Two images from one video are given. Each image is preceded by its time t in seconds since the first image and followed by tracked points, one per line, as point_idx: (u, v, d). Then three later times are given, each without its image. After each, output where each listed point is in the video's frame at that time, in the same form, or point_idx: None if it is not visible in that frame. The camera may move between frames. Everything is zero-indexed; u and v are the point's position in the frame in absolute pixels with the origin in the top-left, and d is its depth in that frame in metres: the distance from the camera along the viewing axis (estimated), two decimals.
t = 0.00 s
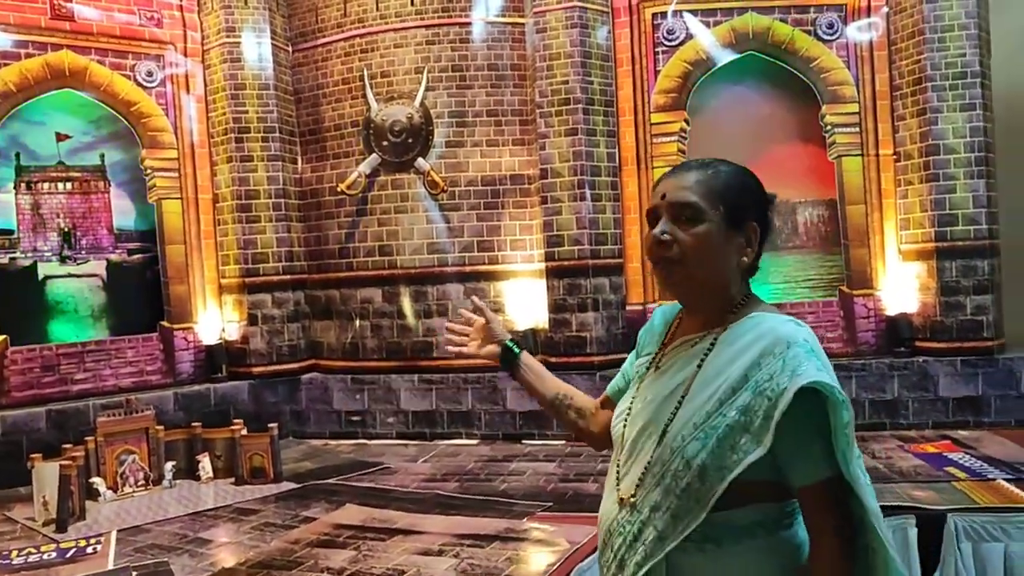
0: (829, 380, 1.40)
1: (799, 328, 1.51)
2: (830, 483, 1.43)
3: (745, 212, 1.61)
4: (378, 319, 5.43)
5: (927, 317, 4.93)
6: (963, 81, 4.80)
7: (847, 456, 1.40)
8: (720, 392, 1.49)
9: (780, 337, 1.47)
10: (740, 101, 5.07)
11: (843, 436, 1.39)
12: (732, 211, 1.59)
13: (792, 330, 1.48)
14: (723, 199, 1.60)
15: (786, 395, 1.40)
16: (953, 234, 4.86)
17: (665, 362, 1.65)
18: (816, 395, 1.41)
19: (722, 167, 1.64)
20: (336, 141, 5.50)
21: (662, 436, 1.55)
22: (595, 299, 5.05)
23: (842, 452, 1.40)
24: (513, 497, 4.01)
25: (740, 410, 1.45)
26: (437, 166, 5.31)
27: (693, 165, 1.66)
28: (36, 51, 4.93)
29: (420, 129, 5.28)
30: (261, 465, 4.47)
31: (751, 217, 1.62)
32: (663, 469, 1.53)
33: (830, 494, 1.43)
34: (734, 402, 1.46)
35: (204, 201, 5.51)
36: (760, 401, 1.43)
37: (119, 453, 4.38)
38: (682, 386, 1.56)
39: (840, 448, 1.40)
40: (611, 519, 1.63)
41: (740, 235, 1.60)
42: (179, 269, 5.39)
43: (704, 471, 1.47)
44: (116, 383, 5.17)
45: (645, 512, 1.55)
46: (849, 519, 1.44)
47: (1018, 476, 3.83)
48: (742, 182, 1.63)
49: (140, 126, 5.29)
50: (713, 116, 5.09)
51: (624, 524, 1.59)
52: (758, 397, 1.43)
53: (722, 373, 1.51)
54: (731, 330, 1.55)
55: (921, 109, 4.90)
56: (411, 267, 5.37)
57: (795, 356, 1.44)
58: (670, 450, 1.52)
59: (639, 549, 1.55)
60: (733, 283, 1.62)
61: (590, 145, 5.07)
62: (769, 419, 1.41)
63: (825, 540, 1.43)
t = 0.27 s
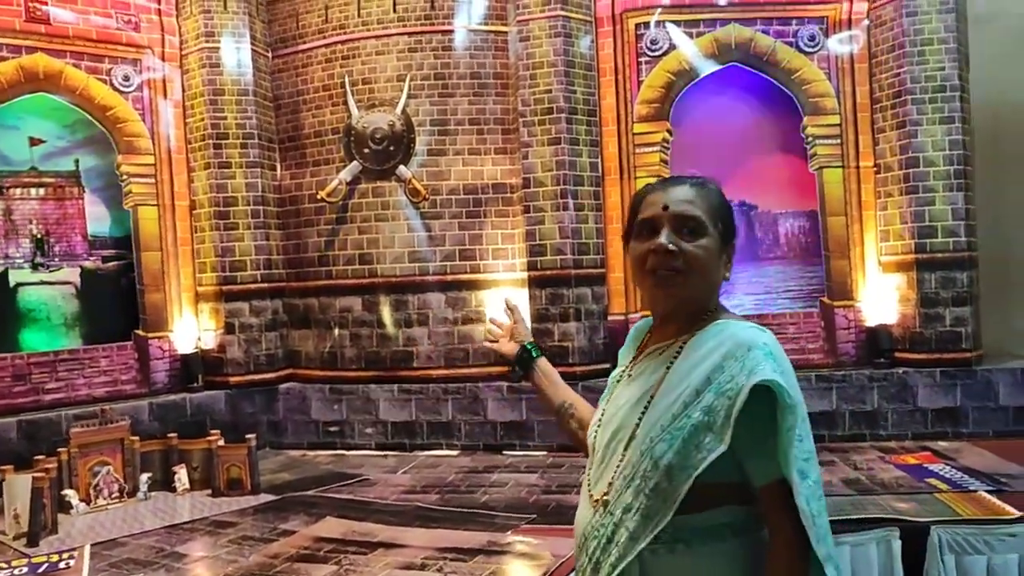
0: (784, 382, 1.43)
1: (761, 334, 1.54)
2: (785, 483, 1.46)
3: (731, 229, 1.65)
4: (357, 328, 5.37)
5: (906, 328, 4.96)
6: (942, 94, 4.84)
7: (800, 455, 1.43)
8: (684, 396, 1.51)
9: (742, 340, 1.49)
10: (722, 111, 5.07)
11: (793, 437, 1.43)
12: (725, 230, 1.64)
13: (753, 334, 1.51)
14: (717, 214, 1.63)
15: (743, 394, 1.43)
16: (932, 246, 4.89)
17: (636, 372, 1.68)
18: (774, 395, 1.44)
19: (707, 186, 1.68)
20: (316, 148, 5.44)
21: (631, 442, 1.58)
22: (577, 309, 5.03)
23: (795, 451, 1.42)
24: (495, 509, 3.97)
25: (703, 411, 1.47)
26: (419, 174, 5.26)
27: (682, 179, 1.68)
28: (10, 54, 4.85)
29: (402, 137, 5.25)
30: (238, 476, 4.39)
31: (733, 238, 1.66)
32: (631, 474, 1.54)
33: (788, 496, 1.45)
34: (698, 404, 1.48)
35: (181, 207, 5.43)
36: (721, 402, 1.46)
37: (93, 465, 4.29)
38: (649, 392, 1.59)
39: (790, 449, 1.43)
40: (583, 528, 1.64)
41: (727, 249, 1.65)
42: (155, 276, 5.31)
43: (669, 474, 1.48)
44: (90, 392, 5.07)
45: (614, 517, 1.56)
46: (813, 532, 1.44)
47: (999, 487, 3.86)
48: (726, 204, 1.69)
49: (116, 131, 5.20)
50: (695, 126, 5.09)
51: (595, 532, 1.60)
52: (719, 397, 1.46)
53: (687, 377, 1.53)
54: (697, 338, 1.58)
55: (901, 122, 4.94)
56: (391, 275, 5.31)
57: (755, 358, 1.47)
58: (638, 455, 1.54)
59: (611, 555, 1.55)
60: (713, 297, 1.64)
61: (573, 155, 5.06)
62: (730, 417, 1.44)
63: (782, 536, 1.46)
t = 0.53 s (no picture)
0: (769, 382, 1.33)
1: (739, 337, 1.45)
2: (775, 488, 1.35)
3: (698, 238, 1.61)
4: (337, 338, 5.33)
5: (885, 340, 5.00)
6: (920, 109, 4.90)
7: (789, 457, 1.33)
8: (668, 403, 1.40)
9: (721, 344, 1.40)
10: (704, 124, 5.09)
11: (780, 438, 1.32)
12: (693, 239, 1.58)
13: (731, 337, 1.42)
14: (686, 221, 1.59)
15: (729, 397, 1.32)
16: (910, 259, 4.93)
17: (615, 384, 1.58)
18: (759, 396, 1.34)
19: (673, 196, 1.64)
20: (297, 156, 5.40)
21: (616, 455, 1.47)
22: (558, 319, 5.02)
23: (783, 454, 1.32)
24: (477, 521, 3.94)
25: (689, 417, 1.36)
26: (401, 183, 5.24)
27: (648, 190, 1.63)
28: None
29: (383, 146, 5.22)
30: (216, 488, 4.32)
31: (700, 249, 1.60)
32: (618, 489, 1.43)
33: (781, 501, 1.35)
34: (683, 411, 1.38)
35: (159, 214, 5.37)
36: (707, 407, 1.35)
37: (67, 476, 4.21)
38: (631, 402, 1.49)
39: (779, 451, 1.33)
40: (571, 549, 1.53)
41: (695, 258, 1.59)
42: (131, 285, 5.22)
43: (658, 487, 1.37)
44: (63, 403, 4.98)
45: (604, 537, 1.44)
46: (798, 528, 1.35)
47: (977, 499, 3.90)
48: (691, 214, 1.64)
49: (93, 136, 5.13)
50: (676, 138, 5.11)
51: (584, 554, 1.48)
52: (702, 401, 1.35)
53: (669, 384, 1.43)
54: (674, 343, 1.49)
55: (880, 136, 5.00)
56: (372, 285, 5.28)
57: (737, 360, 1.37)
58: (624, 468, 1.43)
59: None
60: (680, 307, 1.57)
61: (556, 165, 5.05)
62: (717, 423, 1.33)
63: (773, 542, 1.35)
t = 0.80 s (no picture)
0: (761, 398, 1.35)
1: (731, 351, 1.47)
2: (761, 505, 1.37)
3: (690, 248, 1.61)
4: (318, 347, 5.29)
5: (866, 352, 5.03)
6: (902, 123, 4.94)
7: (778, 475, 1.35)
8: (658, 415, 1.42)
9: (714, 357, 1.42)
10: (687, 135, 5.13)
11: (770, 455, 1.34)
12: (684, 249, 1.59)
13: (723, 352, 1.44)
14: (677, 232, 1.59)
15: (721, 411, 1.34)
16: (891, 272, 4.97)
17: (602, 395, 1.60)
18: (751, 412, 1.36)
19: (664, 206, 1.63)
20: (279, 164, 5.36)
21: (601, 467, 1.47)
22: (542, 330, 5.01)
23: (772, 471, 1.35)
24: (461, 533, 3.91)
25: (678, 430, 1.38)
26: (384, 192, 5.22)
27: (640, 199, 1.63)
28: None
29: (367, 154, 5.20)
30: (196, 499, 4.27)
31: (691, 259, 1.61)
32: (602, 501, 1.44)
33: (768, 517, 1.37)
34: (672, 424, 1.39)
35: (139, 222, 5.29)
36: (697, 420, 1.37)
37: (43, 487, 4.13)
38: (619, 414, 1.50)
39: (769, 468, 1.35)
40: (552, 560, 1.52)
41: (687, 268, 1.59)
42: (110, 292, 5.16)
43: (644, 499, 1.38)
44: (38, 412, 4.91)
45: (586, 549, 1.44)
46: (786, 543, 1.37)
47: (960, 511, 3.92)
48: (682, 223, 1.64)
49: (73, 143, 5.08)
50: (660, 150, 5.14)
51: (565, 565, 1.48)
52: (693, 416, 1.37)
53: (659, 397, 1.45)
54: (665, 356, 1.51)
55: (862, 150, 5.03)
56: (354, 294, 5.24)
57: (730, 374, 1.39)
58: (610, 479, 1.43)
59: None
60: (673, 316, 1.58)
61: (540, 176, 5.05)
62: (707, 436, 1.35)
63: (761, 558, 1.37)
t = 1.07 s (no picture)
0: (759, 412, 1.35)
1: (727, 365, 1.47)
2: (758, 521, 1.37)
3: (687, 260, 1.61)
4: (303, 357, 5.26)
5: (850, 365, 5.06)
6: (886, 138, 4.99)
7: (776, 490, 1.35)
8: (654, 428, 1.42)
9: (711, 370, 1.42)
10: (674, 148, 5.15)
11: (769, 469, 1.34)
12: (682, 261, 1.59)
13: (720, 366, 1.44)
14: (675, 244, 1.59)
15: (719, 425, 1.34)
16: (876, 285, 5.00)
17: (597, 406, 1.60)
18: (747, 427, 1.36)
19: (661, 216, 1.63)
20: (266, 173, 5.34)
21: (596, 480, 1.47)
22: (528, 340, 4.99)
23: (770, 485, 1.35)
24: (446, 545, 3.88)
25: (675, 445, 1.38)
26: (371, 202, 5.20)
27: (637, 210, 1.63)
28: None
29: (354, 164, 5.18)
30: (178, 510, 4.21)
31: (687, 271, 1.61)
32: (597, 515, 1.44)
33: (765, 532, 1.37)
34: (668, 438, 1.39)
35: (122, 230, 5.25)
36: (694, 435, 1.37)
37: (22, 497, 4.07)
38: (615, 427, 1.50)
39: (767, 483, 1.35)
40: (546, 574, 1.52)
41: (684, 281, 1.60)
42: (92, 301, 5.12)
43: (640, 514, 1.38)
44: (18, 420, 4.87)
45: (582, 564, 1.44)
46: (783, 559, 1.37)
47: (944, 523, 3.94)
48: (679, 234, 1.64)
49: (57, 150, 5.05)
50: (647, 162, 5.16)
51: None
52: (690, 430, 1.37)
53: (654, 411, 1.45)
54: (661, 369, 1.51)
55: (847, 164, 5.06)
56: (340, 304, 5.22)
57: (726, 389, 1.39)
58: (605, 494, 1.44)
59: None
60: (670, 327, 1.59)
61: (528, 187, 5.04)
62: (704, 451, 1.35)
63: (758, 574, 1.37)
